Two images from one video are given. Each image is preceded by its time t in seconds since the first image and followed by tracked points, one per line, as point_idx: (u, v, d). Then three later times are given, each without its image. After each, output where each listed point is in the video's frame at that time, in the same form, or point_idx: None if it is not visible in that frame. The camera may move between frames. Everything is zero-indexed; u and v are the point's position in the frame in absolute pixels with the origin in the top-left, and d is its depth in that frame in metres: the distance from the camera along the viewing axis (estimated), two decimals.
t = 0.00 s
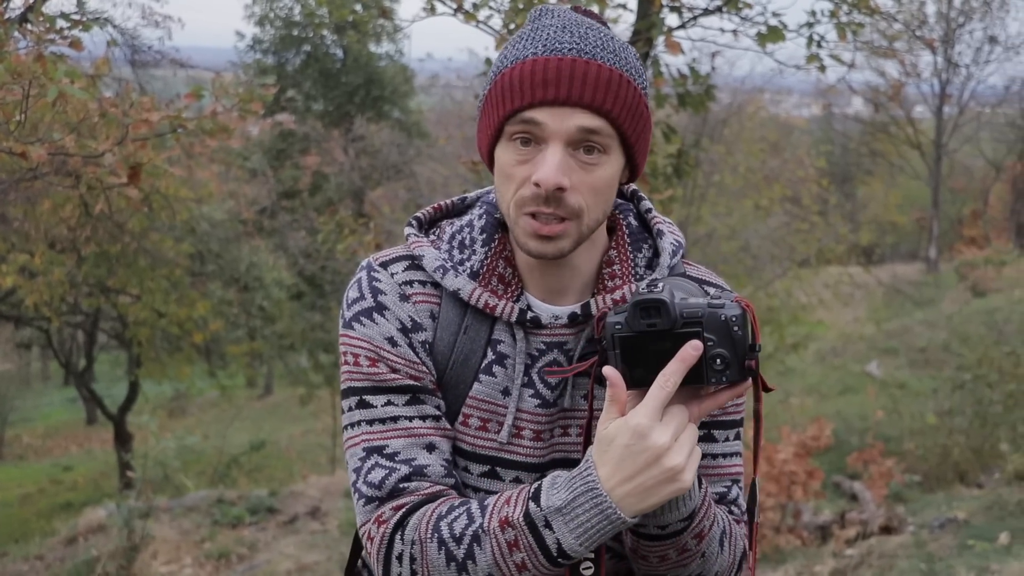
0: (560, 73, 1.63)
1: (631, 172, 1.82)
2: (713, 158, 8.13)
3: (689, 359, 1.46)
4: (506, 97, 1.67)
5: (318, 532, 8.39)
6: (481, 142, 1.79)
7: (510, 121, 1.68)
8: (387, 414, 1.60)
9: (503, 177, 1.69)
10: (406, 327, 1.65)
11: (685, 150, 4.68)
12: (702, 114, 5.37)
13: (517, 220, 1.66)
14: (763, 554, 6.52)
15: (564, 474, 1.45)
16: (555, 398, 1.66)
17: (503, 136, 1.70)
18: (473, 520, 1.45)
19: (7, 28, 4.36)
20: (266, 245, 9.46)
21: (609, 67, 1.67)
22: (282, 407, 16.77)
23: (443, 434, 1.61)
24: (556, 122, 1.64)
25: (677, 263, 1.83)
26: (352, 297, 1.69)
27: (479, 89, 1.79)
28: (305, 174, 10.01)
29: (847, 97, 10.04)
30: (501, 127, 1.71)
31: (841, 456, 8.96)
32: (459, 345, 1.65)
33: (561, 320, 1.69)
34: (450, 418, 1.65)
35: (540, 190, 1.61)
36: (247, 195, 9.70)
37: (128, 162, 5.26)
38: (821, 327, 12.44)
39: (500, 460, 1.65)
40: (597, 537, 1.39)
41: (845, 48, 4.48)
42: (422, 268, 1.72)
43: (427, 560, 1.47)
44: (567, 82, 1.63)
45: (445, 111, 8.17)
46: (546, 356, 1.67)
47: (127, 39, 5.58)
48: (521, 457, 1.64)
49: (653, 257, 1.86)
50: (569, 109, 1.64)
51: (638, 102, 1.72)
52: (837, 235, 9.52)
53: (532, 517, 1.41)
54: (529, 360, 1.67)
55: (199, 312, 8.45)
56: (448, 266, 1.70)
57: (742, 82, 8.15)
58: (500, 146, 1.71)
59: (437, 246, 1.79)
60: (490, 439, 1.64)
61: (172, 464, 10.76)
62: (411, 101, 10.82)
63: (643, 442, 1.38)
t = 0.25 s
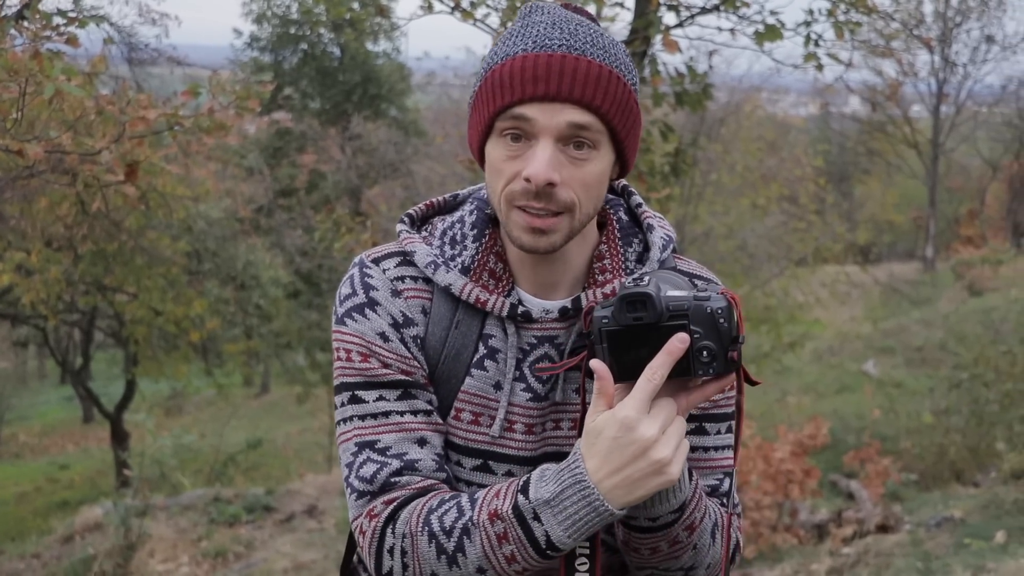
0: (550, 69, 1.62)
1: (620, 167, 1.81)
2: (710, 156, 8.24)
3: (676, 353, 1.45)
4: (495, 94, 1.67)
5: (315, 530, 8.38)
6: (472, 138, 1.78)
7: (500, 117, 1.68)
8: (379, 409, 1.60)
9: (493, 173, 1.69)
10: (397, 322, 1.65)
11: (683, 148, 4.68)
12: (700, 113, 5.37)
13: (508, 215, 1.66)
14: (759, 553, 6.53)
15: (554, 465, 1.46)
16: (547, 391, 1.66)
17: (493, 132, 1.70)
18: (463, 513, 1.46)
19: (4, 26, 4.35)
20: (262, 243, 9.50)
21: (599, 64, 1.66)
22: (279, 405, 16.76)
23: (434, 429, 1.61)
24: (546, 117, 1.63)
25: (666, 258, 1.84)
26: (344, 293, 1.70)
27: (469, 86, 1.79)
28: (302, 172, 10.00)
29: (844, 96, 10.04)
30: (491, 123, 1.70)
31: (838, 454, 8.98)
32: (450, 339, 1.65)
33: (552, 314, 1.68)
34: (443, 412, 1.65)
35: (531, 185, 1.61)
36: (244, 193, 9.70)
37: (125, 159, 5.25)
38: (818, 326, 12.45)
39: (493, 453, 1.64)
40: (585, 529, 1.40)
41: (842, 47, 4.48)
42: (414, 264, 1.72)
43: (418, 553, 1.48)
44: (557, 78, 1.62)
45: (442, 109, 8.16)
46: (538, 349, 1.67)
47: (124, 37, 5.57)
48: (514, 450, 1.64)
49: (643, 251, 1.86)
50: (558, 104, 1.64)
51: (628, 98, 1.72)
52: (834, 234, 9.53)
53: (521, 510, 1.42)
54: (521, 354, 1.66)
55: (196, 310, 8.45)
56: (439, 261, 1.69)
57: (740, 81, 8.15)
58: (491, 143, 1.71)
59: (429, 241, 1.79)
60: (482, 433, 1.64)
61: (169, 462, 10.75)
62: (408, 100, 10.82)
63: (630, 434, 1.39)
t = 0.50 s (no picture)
0: (528, 44, 1.63)
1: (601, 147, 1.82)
2: (706, 154, 8.38)
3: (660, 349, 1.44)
4: (475, 74, 1.67)
5: (311, 529, 8.38)
6: (455, 125, 1.78)
7: (482, 96, 1.68)
8: (366, 400, 1.60)
9: (478, 152, 1.68)
10: (385, 314, 1.64)
11: (678, 147, 4.69)
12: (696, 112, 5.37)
13: (493, 193, 1.65)
14: (755, 552, 6.54)
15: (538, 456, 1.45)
16: (536, 378, 1.66)
17: (476, 113, 1.70)
18: (447, 502, 1.46)
19: None
20: (259, 242, 9.47)
21: (576, 39, 1.67)
22: (275, 404, 16.73)
23: (422, 420, 1.61)
24: (527, 91, 1.63)
25: (651, 244, 1.83)
26: (331, 288, 1.69)
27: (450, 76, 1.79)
28: (298, 171, 9.98)
29: (840, 95, 10.06)
30: (474, 105, 1.70)
31: (834, 453, 9.00)
32: (438, 330, 1.65)
33: (539, 300, 1.69)
34: (431, 402, 1.64)
35: (515, 159, 1.60)
36: (240, 192, 9.70)
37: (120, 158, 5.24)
38: (814, 325, 12.46)
39: (483, 442, 1.64)
40: (565, 520, 1.39)
41: (838, 46, 4.48)
42: (401, 258, 1.72)
43: (402, 542, 1.47)
44: (536, 52, 1.63)
45: (438, 108, 8.16)
46: (526, 337, 1.67)
47: (119, 35, 5.56)
48: (504, 438, 1.64)
49: (628, 238, 1.85)
50: (539, 79, 1.64)
51: (606, 74, 1.73)
52: (829, 233, 9.54)
53: (502, 500, 1.41)
54: (509, 343, 1.66)
55: (191, 309, 8.43)
56: (426, 253, 1.69)
57: (736, 80, 8.15)
58: (474, 125, 1.71)
59: (416, 236, 1.79)
60: (472, 421, 1.64)
61: (164, 461, 10.73)
62: (404, 98, 10.81)
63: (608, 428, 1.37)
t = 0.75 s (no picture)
0: (502, 19, 1.65)
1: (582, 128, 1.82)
2: (704, 153, 8.34)
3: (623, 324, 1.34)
4: (452, 56, 1.69)
5: (308, 528, 8.37)
6: (437, 114, 1.79)
7: (460, 76, 1.69)
8: (359, 389, 1.58)
9: (459, 131, 1.68)
10: (377, 306, 1.63)
11: (677, 147, 4.69)
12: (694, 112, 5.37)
13: (476, 168, 1.65)
14: (754, 551, 6.55)
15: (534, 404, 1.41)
16: (529, 363, 1.65)
17: (456, 93, 1.70)
18: (434, 473, 1.45)
19: None
20: (256, 240, 9.46)
21: (549, 14, 1.69)
22: (273, 403, 16.72)
23: (414, 408, 1.59)
24: (503, 64, 1.64)
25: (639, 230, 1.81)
26: (325, 284, 1.69)
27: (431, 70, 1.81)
28: (295, 170, 9.97)
29: (837, 94, 10.06)
30: (452, 87, 1.71)
31: (832, 452, 9.01)
32: (431, 321, 1.64)
33: (530, 287, 1.68)
34: (425, 392, 1.62)
35: (495, 128, 1.60)
36: (238, 191, 9.69)
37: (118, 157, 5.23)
38: (812, 324, 12.47)
39: (479, 430, 1.62)
40: (547, 477, 1.38)
41: (835, 45, 4.49)
42: (393, 252, 1.72)
43: (392, 520, 1.45)
44: (510, 27, 1.65)
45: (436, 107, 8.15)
46: (519, 323, 1.66)
47: (116, 34, 5.54)
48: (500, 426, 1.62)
49: (615, 225, 1.84)
50: (514, 51, 1.66)
51: (581, 49, 1.74)
52: (826, 232, 9.55)
53: (484, 458, 1.40)
54: (502, 330, 1.66)
55: (189, 308, 8.42)
56: (418, 246, 1.69)
57: (734, 79, 8.15)
58: (454, 106, 1.71)
59: (407, 231, 1.78)
60: (467, 409, 1.62)
61: (162, 460, 10.71)
62: (401, 97, 10.81)
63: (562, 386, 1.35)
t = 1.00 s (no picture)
0: (532, 38, 1.59)
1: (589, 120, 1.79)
2: (706, 153, 8.33)
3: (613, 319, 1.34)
4: (478, 72, 1.62)
5: (312, 528, 8.37)
6: (447, 120, 1.72)
7: (486, 93, 1.62)
8: (354, 378, 1.57)
9: (483, 148, 1.64)
10: (379, 299, 1.63)
11: (680, 147, 4.69)
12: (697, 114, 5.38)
13: (503, 187, 1.63)
14: (758, 552, 6.55)
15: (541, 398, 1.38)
16: (530, 357, 1.65)
17: (479, 108, 1.65)
18: (408, 457, 1.42)
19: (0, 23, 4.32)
20: (260, 240, 9.47)
21: (570, 27, 1.65)
22: (276, 402, 16.74)
23: (408, 400, 1.57)
24: (535, 85, 1.60)
25: (639, 226, 1.77)
26: (328, 279, 1.69)
27: (436, 71, 1.72)
28: (298, 170, 9.97)
29: (840, 93, 10.05)
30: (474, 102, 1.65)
31: (835, 452, 9.01)
32: (431, 315, 1.64)
33: (531, 281, 1.70)
34: (424, 387, 1.62)
35: (530, 153, 1.59)
36: (241, 191, 9.70)
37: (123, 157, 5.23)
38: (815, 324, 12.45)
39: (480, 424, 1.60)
40: (518, 462, 1.34)
41: (839, 45, 4.48)
42: (396, 248, 1.72)
43: (365, 504, 1.42)
44: (541, 46, 1.60)
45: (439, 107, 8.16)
46: (519, 318, 1.66)
47: (120, 34, 5.53)
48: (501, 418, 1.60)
49: (616, 220, 1.82)
50: (543, 71, 1.61)
51: (592, 56, 1.72)
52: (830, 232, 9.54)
53: (457, 442, 1.37)
54: (503, 325, 1.66)
55: (193, 308, 8.43)
56: (420, 242, 1.69)
57: (737, 79, 8.15)
58: (475, 120, 1.66)
59: (409, 228, 1.78)
60: (468, 403, 1.61)
61: (165, 460, 10.73)
62: (404, 97, 10.81)
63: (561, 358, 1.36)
